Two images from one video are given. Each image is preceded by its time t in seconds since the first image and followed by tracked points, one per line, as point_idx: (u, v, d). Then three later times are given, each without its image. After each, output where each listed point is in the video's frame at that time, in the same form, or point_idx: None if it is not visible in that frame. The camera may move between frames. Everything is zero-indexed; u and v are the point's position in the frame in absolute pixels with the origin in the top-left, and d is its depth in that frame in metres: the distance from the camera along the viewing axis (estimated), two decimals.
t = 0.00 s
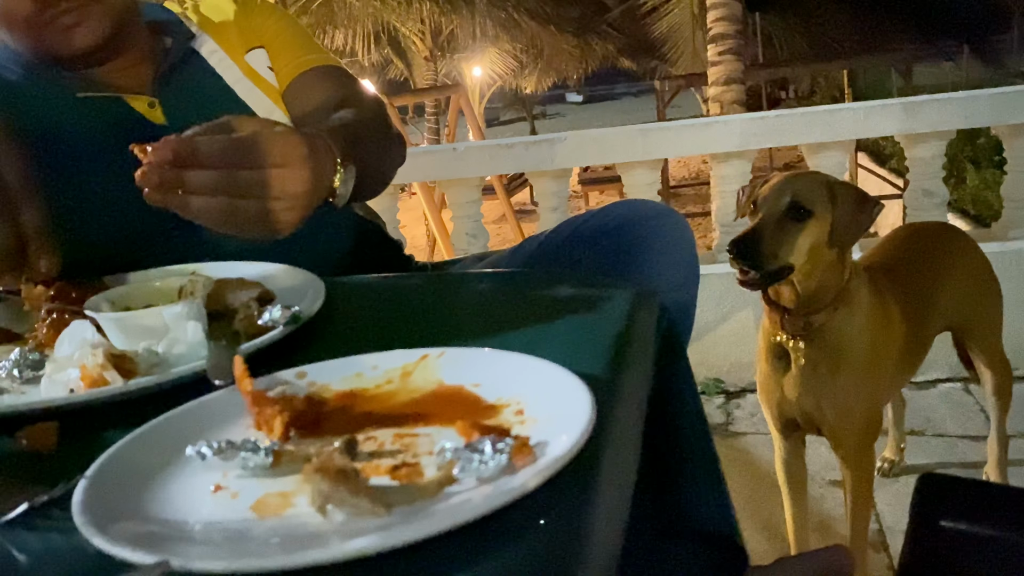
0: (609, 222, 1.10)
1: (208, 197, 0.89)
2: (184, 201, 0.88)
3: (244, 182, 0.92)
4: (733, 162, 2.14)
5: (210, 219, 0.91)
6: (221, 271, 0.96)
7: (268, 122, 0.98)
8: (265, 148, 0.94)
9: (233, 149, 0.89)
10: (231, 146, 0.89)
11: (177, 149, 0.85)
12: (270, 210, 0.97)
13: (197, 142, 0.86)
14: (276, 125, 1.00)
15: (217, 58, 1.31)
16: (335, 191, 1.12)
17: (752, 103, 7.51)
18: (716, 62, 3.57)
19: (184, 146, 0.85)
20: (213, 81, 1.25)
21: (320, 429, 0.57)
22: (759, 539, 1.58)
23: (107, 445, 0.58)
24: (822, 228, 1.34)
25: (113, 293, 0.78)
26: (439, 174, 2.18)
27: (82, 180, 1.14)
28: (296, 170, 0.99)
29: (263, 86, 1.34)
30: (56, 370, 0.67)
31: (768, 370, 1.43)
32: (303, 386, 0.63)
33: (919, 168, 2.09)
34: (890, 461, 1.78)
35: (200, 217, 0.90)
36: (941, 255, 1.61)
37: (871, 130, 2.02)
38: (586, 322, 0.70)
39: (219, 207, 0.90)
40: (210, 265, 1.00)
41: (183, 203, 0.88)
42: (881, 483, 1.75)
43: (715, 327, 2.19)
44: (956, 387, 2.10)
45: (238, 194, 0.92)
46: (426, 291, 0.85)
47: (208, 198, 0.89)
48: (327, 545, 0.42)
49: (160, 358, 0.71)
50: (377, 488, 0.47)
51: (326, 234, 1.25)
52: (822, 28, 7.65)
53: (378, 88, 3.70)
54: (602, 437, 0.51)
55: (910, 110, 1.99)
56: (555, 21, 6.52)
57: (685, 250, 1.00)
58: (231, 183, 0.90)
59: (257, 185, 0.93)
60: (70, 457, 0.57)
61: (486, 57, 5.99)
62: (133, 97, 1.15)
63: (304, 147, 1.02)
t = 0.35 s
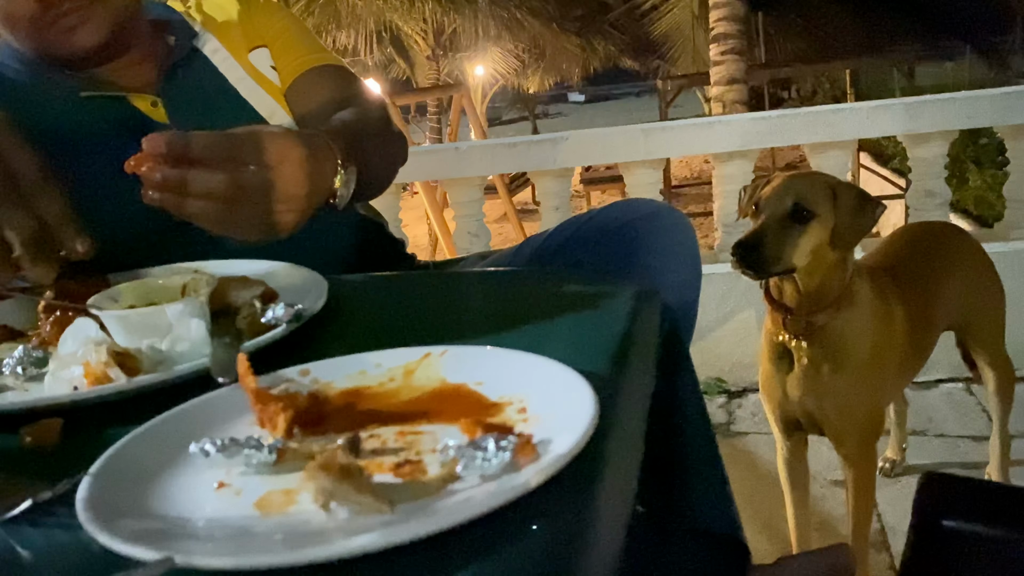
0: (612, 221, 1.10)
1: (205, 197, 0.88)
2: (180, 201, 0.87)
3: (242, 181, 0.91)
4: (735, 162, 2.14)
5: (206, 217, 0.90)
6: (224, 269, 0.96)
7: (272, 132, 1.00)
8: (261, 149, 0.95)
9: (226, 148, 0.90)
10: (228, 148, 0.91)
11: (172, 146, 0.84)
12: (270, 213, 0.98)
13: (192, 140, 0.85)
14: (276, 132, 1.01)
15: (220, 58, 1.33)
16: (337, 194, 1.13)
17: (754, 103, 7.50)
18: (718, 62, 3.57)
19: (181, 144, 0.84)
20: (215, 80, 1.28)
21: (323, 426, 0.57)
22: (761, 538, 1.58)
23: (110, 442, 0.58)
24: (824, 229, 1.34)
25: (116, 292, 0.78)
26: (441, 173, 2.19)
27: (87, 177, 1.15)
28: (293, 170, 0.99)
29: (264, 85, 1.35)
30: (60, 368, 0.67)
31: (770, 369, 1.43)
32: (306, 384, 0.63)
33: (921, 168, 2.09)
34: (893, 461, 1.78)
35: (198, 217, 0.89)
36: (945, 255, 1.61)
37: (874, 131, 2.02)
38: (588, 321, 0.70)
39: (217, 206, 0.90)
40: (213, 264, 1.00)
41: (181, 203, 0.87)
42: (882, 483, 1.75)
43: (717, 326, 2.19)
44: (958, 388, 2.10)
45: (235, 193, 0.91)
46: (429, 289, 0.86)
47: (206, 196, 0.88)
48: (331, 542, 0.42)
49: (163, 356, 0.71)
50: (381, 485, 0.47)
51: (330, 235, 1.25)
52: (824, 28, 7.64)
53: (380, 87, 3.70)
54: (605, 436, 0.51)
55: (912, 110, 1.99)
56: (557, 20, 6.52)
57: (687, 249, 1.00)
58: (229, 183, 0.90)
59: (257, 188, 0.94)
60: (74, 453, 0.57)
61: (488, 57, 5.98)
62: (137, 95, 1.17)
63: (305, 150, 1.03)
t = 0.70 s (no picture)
0: (615, 220, 1.10)
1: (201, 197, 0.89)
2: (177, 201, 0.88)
3: (241, 182, 0.93)
4: (738, 161, 2.14)
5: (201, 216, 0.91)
6: (226, 267, 0.96)
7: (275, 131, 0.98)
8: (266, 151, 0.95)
9: (232, 152, 0.91)
10: (232, 149, 0.91)
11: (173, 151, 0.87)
12: (267, 207, 1.00)
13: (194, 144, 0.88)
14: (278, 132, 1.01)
15: (222, 56, 1.31)
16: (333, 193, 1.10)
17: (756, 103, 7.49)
18: (720, 61, 3.56)
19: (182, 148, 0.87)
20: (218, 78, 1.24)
21: (327, 424, 0.57)
22: (763, 538, 1.58)
23: (116, 438, 0.59)
24: (826, 226, 1.34)
25: (119, 289, 0.78)
26: (443, 172, 2.19)
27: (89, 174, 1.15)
28: (294, 172, 0.98)
29: (266, 83, 1.34)
30: (63, 364, 0.67)
31: (773, 369, 1.43)
32: (310, 381, 0.63)
33: (923, 167, 2.09)
34: (895, 461, 1.78)
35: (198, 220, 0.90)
36: (947, 254, 1.61)
37: (876, 131, 2.02)
38: (592, 320, 0.70)
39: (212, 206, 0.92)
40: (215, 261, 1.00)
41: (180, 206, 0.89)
42: (884, 483, 1.75)
43: (720, 326, 2.19)
44: (960, 387, 2.10)
45: (231, 194, 0.92)
46: (433, 287, 0.85)
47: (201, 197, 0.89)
48: (335, 539, 0.42)
49: (167, 354, 0.71)
50: (385, 483, 0.47)
51: (334, 234, 1.25)
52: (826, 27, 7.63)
53: (382, 86, 3.70)
54: (610, 434, 0.51)
55: (915, 110, 1.99)
56: (559, 20, 6.51)
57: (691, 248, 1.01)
58: (227, 184, 0.91)
59: (254, 188, 0.94)
60: (77, 450, 0.57)
61: (490, 56, 5.98)
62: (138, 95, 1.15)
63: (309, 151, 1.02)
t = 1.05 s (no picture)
0: (617, 219, 1.10)
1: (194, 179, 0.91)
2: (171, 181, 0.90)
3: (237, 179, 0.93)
4: (739, 161, 2.14)
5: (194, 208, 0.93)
6: (227, 266, 0.96)
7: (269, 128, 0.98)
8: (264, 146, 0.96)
9: (225, 144, 0.91)
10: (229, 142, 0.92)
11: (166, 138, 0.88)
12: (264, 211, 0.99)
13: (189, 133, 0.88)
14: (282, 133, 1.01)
15: (225, 56, 1.28)
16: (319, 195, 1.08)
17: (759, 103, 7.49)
18: (722, 61, 3.56)
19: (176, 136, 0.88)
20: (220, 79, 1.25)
21: (329, 423, 0.58)
22: (764, 538, 1.58)
23: (119, 437, 0.59)
24: (829, 226, 1.34)
25: (122, 287, 0.78)
26: (445, 171, 2.19)
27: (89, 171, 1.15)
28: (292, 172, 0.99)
29: (269, 83, 1.33)
30: (66, 363, 0.67)
31: (775, 369, 1.43)
32: (312, 380, 0.63)
33: (926, 167, 2.08)
34: (897, 461, 1.79)
35: (190, 208, 0.93)
36: (949, 255, 1.61)
37: (878, 131, 2.02)
38: (594, 320, 0.70)
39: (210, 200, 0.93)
40: (217, 260, 1.00)
41: (173, 192, 0.91)
42: (885, 483, 1.75)
43: (721, 325, 2.20)
44: (962, 387, 2.10)
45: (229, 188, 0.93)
46: (435, 287, 0.85)
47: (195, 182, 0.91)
48: (337, 537, 0.42)
49: (170, 352, 0.71)
50: (387, 481, 0.47)
51: (338, 234, 1.26)
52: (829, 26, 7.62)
53: (385, 85, 3.71)
54: (611, 433, 0.51)
55: (917, 110, 1.99)
56: (561, 19, 6.51)
57: (693, 247, 1.01)
58: (223, 175, 0.92)
59: (252, 182, 0.95)
60: (80, 450, 0.57)
61: (492, 56, 5.98)
62: (142, 94, 1.16)
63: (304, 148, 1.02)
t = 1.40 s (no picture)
0: (620, 218, 1.10)
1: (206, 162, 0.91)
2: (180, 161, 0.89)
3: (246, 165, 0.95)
4: (741, 160, 2.14)
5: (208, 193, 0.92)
6: (231, 264, 0.96)
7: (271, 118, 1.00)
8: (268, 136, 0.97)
9: (231, 129, 0.93)
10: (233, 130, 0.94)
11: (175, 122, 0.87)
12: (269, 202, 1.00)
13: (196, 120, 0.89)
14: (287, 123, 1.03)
15: (229, 54, 1.28)
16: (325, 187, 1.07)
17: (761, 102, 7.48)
18: (724, 60, 3.56)
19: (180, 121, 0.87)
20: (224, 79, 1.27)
21: (334, 420, 0.58)
22: (767, 537, 1.58)
23: (125, 435, 0.59)
24: (830, 227, 1.34)
25: (126, 286, 0.78)
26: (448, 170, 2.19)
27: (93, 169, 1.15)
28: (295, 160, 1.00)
29: (274, 82, 1.31)
30: (72, 361, 0.68)
31: (778, 368, 1.43)
32: (317, 378, 0.63)
33: (929, 166, 2.08)
34: (899, 460, 1.79)
35: (196, 197, 0.93)
36: (952, 254, 1.61)
37: (880, 130, 2.02)
38: (598, 318, 0.70)
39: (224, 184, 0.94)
40: (220, 259, 1.00)
41: (180, 179, 0.91)
42: (888, 483, 1.75)
43: (723, 325, 2.19)
44: (965, 387, 2.10)
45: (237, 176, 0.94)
46: (439, 285, 0.86)
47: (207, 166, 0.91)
48: (344, 533, 0.42)
49: (174, 350, 0.71)
50: (393, 478, 0.47)
51: (341, 234, 1.26)
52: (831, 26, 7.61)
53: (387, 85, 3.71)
54: (615, 431, 0.51)
55: (920, 109, 1.99)
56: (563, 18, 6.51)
57: (696, 246, 1.01)
58: (227, 161, 0.92)
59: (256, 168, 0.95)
60: (86, 447, 0.57)
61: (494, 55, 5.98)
62: (146, 91, 1.17)
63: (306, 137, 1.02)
